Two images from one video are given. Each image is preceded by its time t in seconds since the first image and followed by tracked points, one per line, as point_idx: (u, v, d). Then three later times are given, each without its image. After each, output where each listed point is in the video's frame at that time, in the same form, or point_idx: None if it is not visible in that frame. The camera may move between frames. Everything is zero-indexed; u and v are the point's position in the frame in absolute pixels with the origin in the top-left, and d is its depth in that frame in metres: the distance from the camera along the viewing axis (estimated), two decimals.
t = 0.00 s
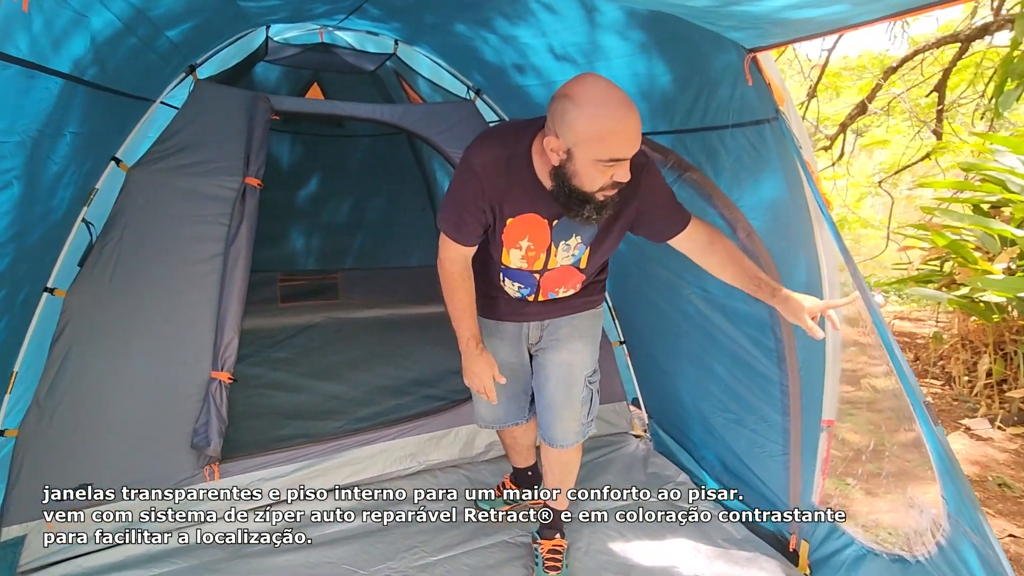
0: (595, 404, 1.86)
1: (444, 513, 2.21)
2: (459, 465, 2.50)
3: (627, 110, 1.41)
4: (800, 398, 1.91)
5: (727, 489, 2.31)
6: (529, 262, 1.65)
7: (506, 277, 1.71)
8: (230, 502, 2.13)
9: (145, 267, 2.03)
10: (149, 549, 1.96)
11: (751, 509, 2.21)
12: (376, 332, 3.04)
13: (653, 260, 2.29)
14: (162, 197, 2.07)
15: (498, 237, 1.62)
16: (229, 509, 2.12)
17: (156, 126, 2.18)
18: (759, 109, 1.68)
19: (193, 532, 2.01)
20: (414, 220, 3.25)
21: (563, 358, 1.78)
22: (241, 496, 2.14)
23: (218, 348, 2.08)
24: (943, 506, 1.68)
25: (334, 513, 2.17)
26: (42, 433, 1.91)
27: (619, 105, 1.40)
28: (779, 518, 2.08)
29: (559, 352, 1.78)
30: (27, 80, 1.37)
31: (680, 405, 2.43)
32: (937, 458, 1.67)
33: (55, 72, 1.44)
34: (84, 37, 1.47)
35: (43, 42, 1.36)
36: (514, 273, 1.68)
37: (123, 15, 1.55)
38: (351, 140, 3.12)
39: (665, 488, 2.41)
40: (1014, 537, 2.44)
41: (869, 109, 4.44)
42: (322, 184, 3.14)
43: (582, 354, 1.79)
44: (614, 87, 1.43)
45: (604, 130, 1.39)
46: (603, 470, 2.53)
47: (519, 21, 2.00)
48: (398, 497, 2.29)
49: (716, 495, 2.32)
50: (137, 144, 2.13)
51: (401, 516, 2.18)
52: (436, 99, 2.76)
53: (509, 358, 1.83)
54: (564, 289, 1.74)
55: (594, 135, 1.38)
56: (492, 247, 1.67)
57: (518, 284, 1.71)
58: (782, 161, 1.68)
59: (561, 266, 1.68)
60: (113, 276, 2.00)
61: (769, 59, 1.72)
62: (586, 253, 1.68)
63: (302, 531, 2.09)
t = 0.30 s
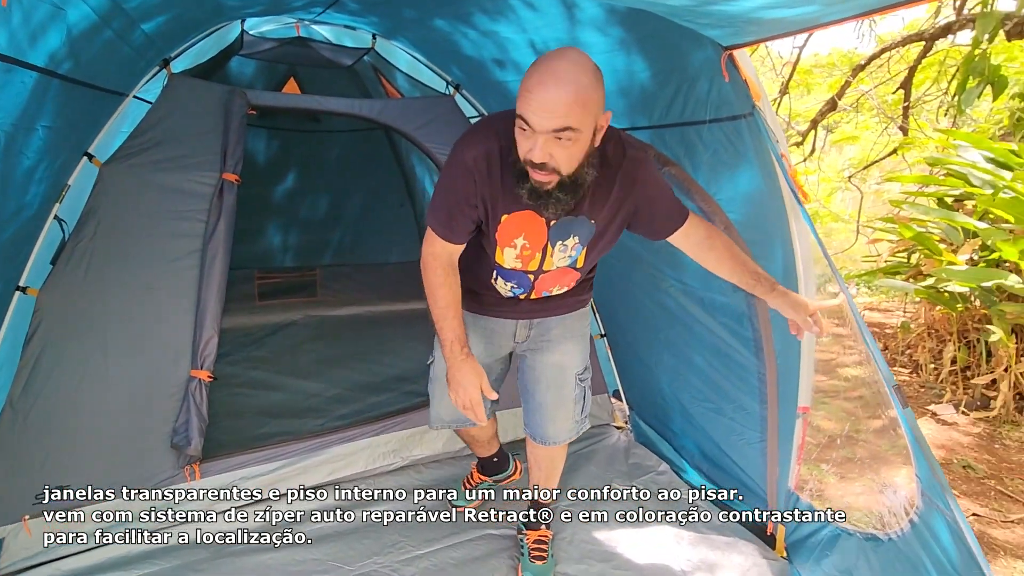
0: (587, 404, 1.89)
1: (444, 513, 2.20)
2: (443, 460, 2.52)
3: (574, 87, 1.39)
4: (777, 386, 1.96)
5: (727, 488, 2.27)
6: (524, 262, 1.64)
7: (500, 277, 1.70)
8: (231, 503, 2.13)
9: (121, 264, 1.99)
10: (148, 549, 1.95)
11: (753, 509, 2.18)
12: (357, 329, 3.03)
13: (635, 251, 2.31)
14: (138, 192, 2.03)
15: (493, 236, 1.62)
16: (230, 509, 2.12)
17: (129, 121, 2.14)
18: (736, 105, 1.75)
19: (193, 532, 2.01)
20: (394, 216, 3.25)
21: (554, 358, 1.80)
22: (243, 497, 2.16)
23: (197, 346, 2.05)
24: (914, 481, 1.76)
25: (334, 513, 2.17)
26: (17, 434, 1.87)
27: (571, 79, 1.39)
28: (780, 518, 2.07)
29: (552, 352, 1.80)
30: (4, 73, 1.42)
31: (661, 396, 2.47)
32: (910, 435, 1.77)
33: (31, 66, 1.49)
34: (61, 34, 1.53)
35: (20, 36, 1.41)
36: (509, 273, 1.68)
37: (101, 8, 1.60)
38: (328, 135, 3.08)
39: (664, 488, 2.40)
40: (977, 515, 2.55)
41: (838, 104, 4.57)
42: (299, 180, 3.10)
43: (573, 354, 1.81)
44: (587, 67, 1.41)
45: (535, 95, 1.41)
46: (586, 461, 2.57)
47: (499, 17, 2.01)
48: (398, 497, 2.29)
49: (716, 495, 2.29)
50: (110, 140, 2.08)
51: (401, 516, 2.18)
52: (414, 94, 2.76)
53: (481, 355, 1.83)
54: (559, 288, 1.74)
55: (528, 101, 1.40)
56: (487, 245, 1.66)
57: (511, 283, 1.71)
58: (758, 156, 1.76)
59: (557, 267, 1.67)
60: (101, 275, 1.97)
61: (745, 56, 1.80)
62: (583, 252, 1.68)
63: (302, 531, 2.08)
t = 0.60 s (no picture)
0: (567, 411, 1.86)
1: (445, 513, 2.19)
2: (434, 457, 2.52)
3: (502, 60, 1.42)
4: (761, 382, 1.97)
5: (726, 488, 2.25)
6: (492, 258, 1.63)
7: (469, 278, 1.68)
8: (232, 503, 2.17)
9: (104, 262, 1.96)
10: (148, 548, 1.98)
11: (752, 509, 2.17)
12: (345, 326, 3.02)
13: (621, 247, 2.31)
14: (121, 189, 1.99)
15: (458, 233, 1.63)
16: (230, 509, 2.16)
17: (111, 115, 2.08)
18: (721, 100, 1.77)
19: (194, 532, 2.04)
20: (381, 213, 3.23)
21: (534, 364, 1.75)
22: (241, 496, 2.19)
23: (183, 345, 2.03)
24: (886, 475, 1.85)
25: (334, 512, 2.20)
26: None
27: (500, 52, 1.42)
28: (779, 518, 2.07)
29: (530, 358, 1.75)
30: None
31: (650, 390, 2.49)
32: (883, 435, 1.84)
33: (10, 59, 1.52)
34: (41, 23, 1.53)
35: None
36: (477, 273, 1.66)
37: None
38: (312, 130, 3.05)
39: (665, 488, 2.39)
40: (956, 503, 2.61)
41: (820, 101, 4.62)
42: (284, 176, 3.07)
43: (553, 361, 1.77)
44: (522, 42, 1.44)
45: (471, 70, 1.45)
46: (576, 456, 2.59)
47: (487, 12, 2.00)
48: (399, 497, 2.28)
49: (716, 496, 2.27)
50: (91, 134, 2.03)
51: (401, 516, 2.16)
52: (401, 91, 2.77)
53: (448, 361, 1.73)
54: (532, 286, 1.71)
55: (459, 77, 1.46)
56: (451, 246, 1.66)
57: (481, 284, 1.68)
58: (743, 151, 1.78)
59: (527, 263, 1.65)
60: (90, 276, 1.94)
61: (729, 51, 1.82)
62: (553, 247, 1.67)
63: (302, 531, 2.10)
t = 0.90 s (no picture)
0: (535, 423, 1.85)
1: (445, 513, 2.19)
2: (436, 453, 2.54)
3: (393, 52, 1.37)
4: (762, 378, 1.98)
5: (726, 488, 2.26)
6: (405, 265, 1.61)
7: (386, 290, 1.66)
8: (231, 503, 2.19)
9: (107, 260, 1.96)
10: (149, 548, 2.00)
11: (752, 508, 2.18)
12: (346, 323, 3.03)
13: (620, 246, 2.31)
14: (124, 187, 2.00)
15: (365, 240, 1.61)
16: (229, 509, 2.17)
17: (110, 113, 2.08)
18: (723, 99, 1.77)
19: (194, 533, 2.06)
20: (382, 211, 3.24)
21: (485, 385, 1.76)
22: (240, 496, 2.20)
23: (185, 343, 2.04)
24: (890, 473, 1.86)
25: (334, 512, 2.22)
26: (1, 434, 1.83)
27: (390, 40, 1.38)
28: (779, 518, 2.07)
29: (479, 379, 1.75)
30: None
31: (650, 387, 2.50)
32: (887, 434, 1.86)
33: (10, 54, 1.50)
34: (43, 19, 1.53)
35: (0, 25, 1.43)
36: (388, 284, 1.65)
37: None
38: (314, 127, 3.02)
39: (664, 488, 2.40)
40: (955, 499, 2.63)
41: (820, 97, 4.61)
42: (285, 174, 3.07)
43: (503, 379, 1.77)
44: (417, 31, 1.40)
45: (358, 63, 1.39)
46: (577, 452, 2.62)
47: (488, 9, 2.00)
48: (398, 497, 2.28)
49: (716, 496, 2.28)
50: (91, 132, 2.03)
51: (401, 517, 2.16)
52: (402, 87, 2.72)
53: (398, 390, 1.72)
54: (453, 299, 1.68)
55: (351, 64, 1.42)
56: (360, 257, 1.64)
57: (398, 296, 1.66)
58: (746, 151, 1.79)
59: (445, 274, 1.63)
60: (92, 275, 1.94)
61: (732, 50, 1.82)
62: (472, 262, 1.64)
63: (301, 531, 2.11)
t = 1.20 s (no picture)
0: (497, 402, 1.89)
1: (444, 513, 2.20)
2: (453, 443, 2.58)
3: (269, 48, 1.27)
4: (781, 373, 1.97)
5: (724, 489, 2.32)
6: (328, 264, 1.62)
7: (316, 286, 1.68)
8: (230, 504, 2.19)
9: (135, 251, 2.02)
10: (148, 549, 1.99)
11: (767, 497, 2.17)
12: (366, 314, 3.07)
13: (640, 240, 2.32)
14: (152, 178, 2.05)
15: (284, 242, 1.61)
16: (229, 510, 2.18)
17: (140, 106, 2.09)
18: (745, 91, 1.77)
19: (193, 533, 2.06)
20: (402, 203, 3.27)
21: (444, 367, 1.79)
22: (242, 497, 2.21)
23: (210, 332, 2.10)
24: (912, 470, 1.86)
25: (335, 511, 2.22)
26: (37, 415, 1.91)
27: (268, 36, 1.28)
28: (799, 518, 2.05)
29: (435, 361, 1.78)
30: (23, 56, 1.47)
31: (667, 381, 2.50)
32: (908, 429, 1.88)
33: (47, 49, 1.53)
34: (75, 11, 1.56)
35: (39, 20, 1.46)
36: (317, 281, 1.67)
37: None
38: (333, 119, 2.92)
39: (665, 488, 2.37)
40: (977, 498, 2.60)
41: (845, 89, 4.52)
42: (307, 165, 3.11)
43: (461, 360, 1.80)
44: (296, 22, 1.30)
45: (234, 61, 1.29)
46: (592, 444, 2.64)
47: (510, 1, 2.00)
48: (398, 497, 2.28)
49: (716, 496, 2.30)
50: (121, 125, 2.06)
51: (401, 517, 2.17)
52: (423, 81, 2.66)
53: (352, 381, 1.75)
54: (384, 291, 1.70)
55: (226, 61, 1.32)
56: (285, 257, 1.65)
57: (328, 291, 1.69)
58: (768, 143, 1.79)
59: (370, 270, 1.63)
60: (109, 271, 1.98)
61: (756, 41, 1.81)
62: (397, 256, 1.64)
63: (302, 531, 2.12)
